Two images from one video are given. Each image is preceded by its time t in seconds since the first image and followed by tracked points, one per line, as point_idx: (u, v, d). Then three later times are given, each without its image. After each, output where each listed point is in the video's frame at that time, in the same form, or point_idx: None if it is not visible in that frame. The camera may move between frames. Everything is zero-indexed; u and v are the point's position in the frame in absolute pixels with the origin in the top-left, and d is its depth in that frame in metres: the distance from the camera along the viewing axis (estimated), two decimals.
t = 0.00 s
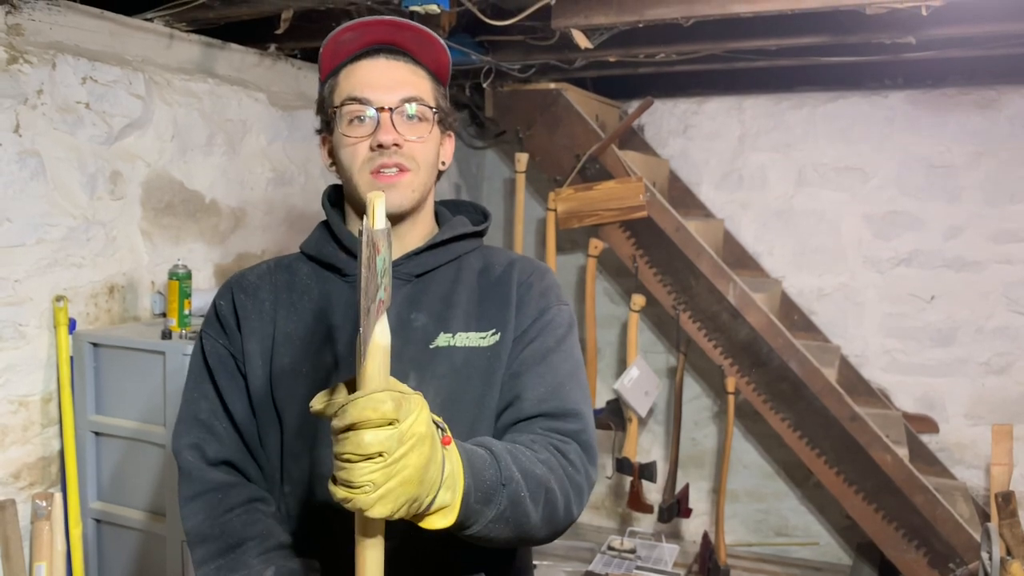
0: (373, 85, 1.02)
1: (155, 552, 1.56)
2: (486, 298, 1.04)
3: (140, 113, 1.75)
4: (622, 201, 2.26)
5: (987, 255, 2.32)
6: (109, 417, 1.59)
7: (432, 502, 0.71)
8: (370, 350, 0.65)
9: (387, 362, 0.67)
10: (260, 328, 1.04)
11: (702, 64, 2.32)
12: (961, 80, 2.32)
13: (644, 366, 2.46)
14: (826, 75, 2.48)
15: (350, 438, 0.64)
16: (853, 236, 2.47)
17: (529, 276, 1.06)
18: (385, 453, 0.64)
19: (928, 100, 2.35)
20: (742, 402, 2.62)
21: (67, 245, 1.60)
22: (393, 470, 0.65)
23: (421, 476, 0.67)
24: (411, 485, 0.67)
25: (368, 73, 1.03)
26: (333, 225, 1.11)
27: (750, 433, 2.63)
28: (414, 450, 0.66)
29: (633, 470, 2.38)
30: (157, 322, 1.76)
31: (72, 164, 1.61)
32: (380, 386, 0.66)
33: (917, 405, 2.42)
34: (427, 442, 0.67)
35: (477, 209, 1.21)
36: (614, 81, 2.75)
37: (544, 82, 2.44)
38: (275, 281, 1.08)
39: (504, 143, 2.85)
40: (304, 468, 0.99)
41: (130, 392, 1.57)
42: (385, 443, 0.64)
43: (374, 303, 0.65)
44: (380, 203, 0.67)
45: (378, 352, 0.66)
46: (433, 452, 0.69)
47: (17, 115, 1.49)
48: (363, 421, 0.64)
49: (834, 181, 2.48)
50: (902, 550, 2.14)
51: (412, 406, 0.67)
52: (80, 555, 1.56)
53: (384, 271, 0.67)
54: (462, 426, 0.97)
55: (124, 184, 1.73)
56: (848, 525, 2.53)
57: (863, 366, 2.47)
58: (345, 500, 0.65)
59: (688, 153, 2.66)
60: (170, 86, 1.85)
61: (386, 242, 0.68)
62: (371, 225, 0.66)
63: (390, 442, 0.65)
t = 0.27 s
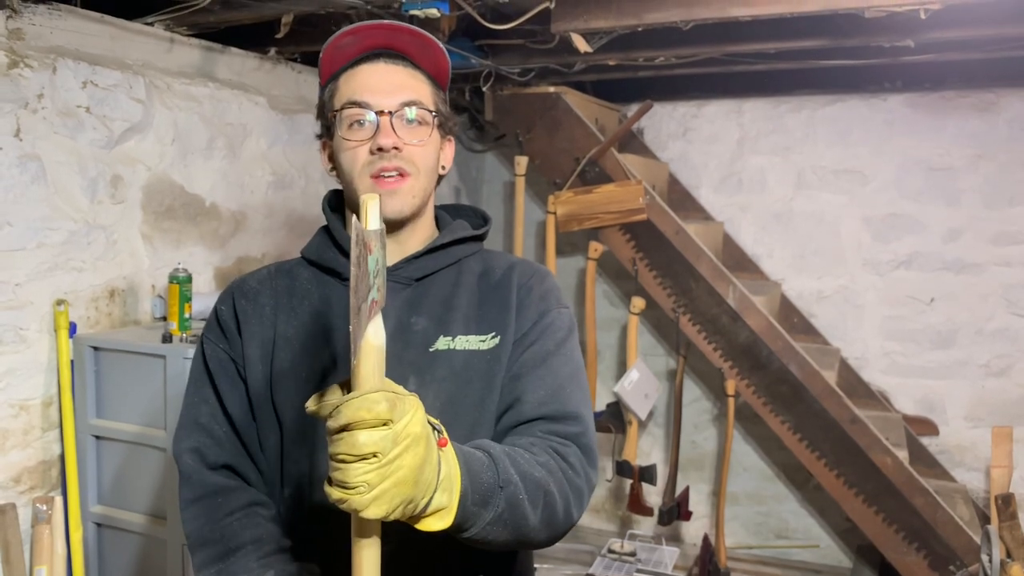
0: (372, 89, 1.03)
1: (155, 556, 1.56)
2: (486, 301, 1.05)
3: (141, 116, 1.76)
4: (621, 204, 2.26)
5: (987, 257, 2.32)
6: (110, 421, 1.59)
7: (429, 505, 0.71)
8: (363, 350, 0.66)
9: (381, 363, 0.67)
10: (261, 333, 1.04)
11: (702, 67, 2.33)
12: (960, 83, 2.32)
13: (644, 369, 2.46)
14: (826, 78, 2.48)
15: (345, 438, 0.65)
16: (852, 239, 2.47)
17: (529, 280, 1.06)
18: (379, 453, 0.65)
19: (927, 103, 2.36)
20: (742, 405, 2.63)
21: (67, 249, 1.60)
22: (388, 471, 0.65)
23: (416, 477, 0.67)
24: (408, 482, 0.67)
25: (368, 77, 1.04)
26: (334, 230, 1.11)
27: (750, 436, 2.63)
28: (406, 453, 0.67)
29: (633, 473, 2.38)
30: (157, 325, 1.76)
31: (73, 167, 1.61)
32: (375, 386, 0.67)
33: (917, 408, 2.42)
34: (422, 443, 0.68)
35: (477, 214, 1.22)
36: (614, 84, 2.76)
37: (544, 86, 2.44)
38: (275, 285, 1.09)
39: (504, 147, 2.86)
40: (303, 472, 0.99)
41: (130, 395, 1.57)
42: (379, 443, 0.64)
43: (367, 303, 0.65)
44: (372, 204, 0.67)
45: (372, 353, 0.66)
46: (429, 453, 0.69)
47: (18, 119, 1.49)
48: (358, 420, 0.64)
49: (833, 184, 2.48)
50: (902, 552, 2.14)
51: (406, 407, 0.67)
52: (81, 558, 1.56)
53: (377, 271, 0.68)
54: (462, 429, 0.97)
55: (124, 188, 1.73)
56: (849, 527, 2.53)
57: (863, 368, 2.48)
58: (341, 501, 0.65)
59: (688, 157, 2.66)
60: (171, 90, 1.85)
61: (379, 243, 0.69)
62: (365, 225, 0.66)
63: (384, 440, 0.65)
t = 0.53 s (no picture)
0: (366, 91, 1.04)
1: (155, 561, 1.56)
2: (484, 306, 1.05)
3: (141, 121, 1.76)
4: (621, 207, 2.26)
5: (987, 260, 2.33)
6: (110, 425, 1.59)
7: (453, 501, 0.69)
8: (345, 347, 0.65)
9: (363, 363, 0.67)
10: (257, 340, 1.04)
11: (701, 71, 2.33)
12: (959, 86, 2.33)
13: (645, 373, 2.46)
14: (825, 81, 2.49)
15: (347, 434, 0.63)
16: (852, 242, 2.47)
17: (528, 283, 1.06)
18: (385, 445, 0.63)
19: (926, 106, 2.36)
20: (743, 408, 2.63)
21: (68, 254, 1.60)
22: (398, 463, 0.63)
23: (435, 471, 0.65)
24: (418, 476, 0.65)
25: (362, 79, 1.05)
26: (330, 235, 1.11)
27: (750, 439, 2.63)
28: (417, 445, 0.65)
29: (634, 476, 2.37)
30: (158, 330, 1.76)
31: (73, 172, 1.61)
32: (359, 384, 0.66)
33: (917, 411, 2.42)
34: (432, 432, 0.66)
35: (475, 216, 1.21)
36: (613, 88, 2.76)
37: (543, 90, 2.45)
38: (272, 291, 1.09)
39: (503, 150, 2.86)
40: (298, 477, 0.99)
41: (131, 399, 1.57)
42: (383, 434, 0.63)
43: (347, 298, 0.65)
44: (351, 201, 0.68)
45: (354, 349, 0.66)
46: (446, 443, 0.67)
47: (19, 124, 1.49)
48: (359, 414, 0.63)
49: (833, 187, 2.49)
50: (904, 555, 2.14)
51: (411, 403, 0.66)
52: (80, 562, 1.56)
53: (356, 267, 0.68)
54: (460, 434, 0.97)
55: (125, 193, 1.73)
56: (850, 530, 2.53)
57: (863, 371, 2.48)
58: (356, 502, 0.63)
59: (687, 160, 2.67)
60: (171, 94, 1.86)
61: (358, 241, 0.69)
62: (343, 223, 0.67)
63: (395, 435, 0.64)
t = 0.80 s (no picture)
0: (374, 91, 1.03)
1: (155, 566, 1.56)
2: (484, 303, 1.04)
3: (141, 125, 1.76)
4: (621, 210, 2.26)
5: (987, 262, 2.32)
6: (111, 430, 1.59)
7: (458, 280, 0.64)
8: (348, 350, 0.64)
9: (368, 367, 0.66)
10: (258, 343, 1.04)
11: (701, 74, 2.34)
12: (959, 89, 2.33)
13: (645, 375, 2.46)
14: (825, 85, 2.49)
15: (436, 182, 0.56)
16: (853, 245, 2.47)
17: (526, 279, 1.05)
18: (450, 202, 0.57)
19: (926, 108, 2.36)
20: (744, 411, 2.62)
21: (69, 258, 1.60)
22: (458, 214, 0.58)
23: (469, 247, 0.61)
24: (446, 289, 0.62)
25: (369, 79, 1.04)
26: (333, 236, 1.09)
27: (751, 442, 2.63)
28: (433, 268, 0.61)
29: (635, 480, 2.37)
30: (158, 334, 1.76)
31: (74, 177, 1.61)
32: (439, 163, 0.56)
33: (918, 413, 2.42)
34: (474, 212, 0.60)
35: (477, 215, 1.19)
36: (613, 91, 2.77)
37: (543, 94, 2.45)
38: (274, 294, 1.09)
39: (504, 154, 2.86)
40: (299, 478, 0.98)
41: (132, 404, 1.57)
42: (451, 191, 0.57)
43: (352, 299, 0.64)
44: (356, 205, 0.67)
45: (356, 350, 0.64)
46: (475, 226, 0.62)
47: (19, 129, 1.50)
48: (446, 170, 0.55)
49: (833, 190, 2.49)
50: (906, 558, 2.13)
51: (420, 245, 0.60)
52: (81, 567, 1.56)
53: (360, 271, 0.66)
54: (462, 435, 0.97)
55: (125, 198, 1.74)
56: (852, 533, 2.52)
57: (864, 374, 2.47)
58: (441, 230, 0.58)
59: (687, 163, 2.67)
60: (172, 99, 1.86)
61: (363, 245, 0.67)
62: (348, 226, 0.66)
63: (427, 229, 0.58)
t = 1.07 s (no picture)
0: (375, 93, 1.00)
1: (156, 568, 1.56)
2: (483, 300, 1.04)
3: (140, 127, 1.76)
4: (621, 211, 2.26)
5: (987, 262, 2.32)
6: (111, 431, 1.59)
7: (423, 234, 0.69)
8: (358, 365, 0.64)
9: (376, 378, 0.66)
10: (260, 344, 1.05)
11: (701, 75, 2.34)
12: (958, 89, 2.33)
13: (645, 376, 2.46)
14: (824, 85, 2.49)
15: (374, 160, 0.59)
16: (853, 245, 2.47)
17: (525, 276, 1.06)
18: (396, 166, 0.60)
19: (925, 109, 2.36)
20: (744, 412, 2.62)
21: (68, 260, 1.60)
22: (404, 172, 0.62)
23: (425, 191, 0.64)
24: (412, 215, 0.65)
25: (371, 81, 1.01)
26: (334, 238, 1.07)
27: (751, 443, 2.63)
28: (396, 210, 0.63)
29: (635, 480, 2.37)
30: (158, 335, 1.76)
31: (73, 178, 1.61)
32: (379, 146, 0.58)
33: (918, 414, 2.41)
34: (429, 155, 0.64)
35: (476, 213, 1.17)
36: (613, 92, 2.77)
37: (543, 94, 2.45)
38: (275, 294, 1.09)
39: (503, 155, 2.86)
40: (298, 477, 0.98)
41: (132, 405, 1.57)
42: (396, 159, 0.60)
43: (362, 317, 0.64)
44: (366, 222, 0.64)
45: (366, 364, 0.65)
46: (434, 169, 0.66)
47: (19, 130, 1.50)
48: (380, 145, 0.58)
49: (833, 191, 2.49)
50: (906, 559, 2.13)
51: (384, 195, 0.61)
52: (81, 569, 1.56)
53: (371, 286, 0.66)
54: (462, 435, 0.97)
55: (125, 199, 1.74)
56: (852, 534, 2.52)
57: (864, 374, 2.47)
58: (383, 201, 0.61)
59: (687, 164, 2.67)
60: (171, 100, 1.86)
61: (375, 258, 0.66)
62: (359, 241, 0.63)
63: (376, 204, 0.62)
